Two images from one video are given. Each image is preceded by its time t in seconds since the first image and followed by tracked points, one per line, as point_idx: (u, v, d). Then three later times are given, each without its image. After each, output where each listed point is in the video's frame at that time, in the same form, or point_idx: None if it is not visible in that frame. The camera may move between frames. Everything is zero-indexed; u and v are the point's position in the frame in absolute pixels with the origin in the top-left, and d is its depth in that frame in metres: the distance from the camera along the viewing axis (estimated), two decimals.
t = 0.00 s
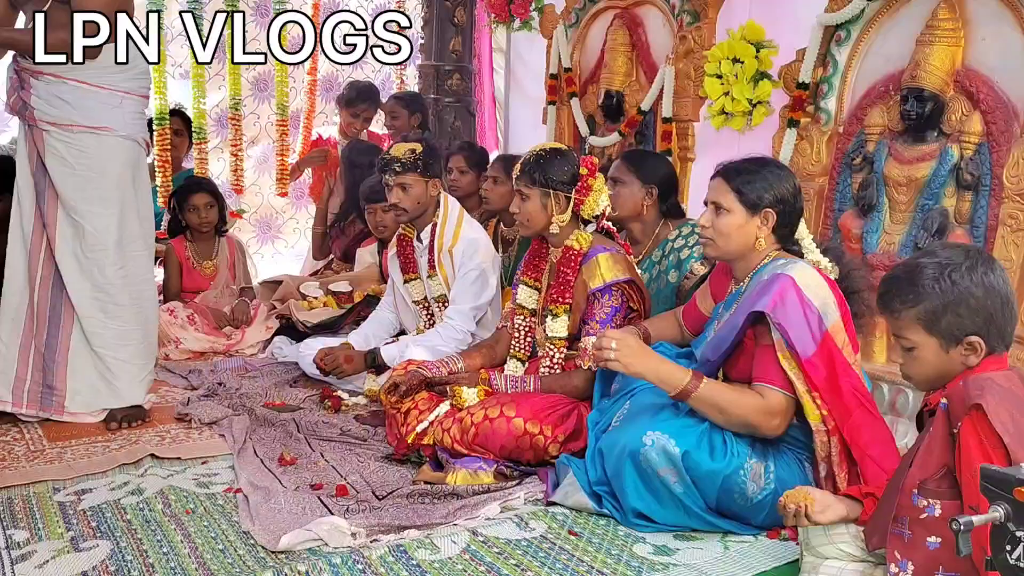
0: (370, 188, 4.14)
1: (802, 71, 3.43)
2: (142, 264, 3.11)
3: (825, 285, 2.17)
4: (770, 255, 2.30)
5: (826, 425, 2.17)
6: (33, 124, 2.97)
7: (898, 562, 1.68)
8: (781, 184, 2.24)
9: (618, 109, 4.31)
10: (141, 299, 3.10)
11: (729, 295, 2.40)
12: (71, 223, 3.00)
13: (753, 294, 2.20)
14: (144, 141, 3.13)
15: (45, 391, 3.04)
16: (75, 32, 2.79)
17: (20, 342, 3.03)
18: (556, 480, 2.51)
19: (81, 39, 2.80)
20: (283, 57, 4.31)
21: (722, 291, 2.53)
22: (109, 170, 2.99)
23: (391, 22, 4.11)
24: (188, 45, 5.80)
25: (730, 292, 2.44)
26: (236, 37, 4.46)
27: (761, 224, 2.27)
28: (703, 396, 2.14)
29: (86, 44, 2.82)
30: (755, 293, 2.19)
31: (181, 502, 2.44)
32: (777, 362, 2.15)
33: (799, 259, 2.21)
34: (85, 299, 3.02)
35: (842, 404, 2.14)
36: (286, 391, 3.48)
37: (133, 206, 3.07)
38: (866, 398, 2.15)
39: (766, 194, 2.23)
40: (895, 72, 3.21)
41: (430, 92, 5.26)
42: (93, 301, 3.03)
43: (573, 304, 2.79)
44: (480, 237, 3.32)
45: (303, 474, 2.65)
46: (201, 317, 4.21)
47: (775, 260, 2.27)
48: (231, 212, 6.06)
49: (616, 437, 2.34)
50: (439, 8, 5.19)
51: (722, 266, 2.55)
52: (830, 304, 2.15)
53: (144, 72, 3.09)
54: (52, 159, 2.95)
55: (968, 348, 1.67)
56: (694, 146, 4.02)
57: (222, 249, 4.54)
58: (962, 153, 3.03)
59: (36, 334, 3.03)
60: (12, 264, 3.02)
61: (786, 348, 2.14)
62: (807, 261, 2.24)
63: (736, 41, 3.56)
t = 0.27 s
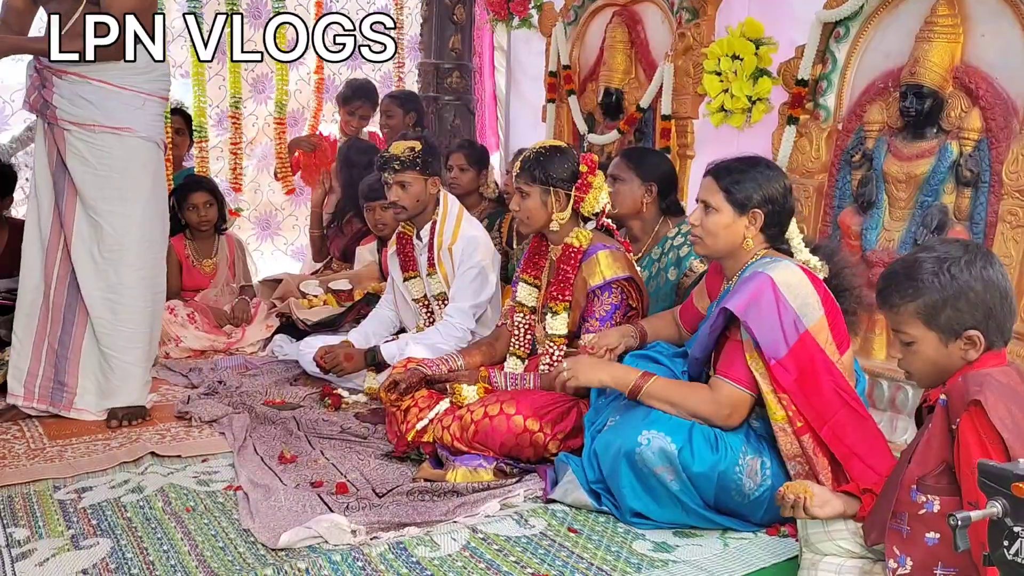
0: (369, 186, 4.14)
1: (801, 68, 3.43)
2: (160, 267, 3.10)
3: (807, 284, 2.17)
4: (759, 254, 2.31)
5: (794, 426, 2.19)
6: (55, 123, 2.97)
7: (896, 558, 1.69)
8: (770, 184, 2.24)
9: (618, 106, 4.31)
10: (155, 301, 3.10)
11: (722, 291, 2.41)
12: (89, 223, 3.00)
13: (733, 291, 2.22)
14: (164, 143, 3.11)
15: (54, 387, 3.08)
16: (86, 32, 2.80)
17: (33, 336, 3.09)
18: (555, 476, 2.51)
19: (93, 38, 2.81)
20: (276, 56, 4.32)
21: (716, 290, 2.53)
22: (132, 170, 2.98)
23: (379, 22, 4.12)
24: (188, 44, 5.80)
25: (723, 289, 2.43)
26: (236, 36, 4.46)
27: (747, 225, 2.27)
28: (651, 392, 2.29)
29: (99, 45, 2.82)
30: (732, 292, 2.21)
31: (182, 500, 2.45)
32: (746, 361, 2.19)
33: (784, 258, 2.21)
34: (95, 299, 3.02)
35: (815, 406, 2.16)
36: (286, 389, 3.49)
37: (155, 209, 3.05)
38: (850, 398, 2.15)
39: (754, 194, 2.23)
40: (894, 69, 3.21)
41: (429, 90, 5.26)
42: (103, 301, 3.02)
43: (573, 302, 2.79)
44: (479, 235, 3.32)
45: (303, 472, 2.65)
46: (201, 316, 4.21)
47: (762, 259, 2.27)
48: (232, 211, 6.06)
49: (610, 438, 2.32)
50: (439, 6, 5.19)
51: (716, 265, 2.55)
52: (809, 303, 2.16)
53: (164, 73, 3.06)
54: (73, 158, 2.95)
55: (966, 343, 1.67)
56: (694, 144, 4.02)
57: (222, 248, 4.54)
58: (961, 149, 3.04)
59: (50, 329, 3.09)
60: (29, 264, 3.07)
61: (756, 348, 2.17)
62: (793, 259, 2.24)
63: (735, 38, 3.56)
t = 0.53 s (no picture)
0: (369, 184, 4.13)
1: (801, 65, 3.41)
2: (167, 266, 3.11)
3: (808, 282, 2.17)
4: (758, 252, 2.30)
5: (796, 424, 2.19)
6: (65, 121, 2.96)
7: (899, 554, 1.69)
8: (765, 182, 2.24)
9: (618, 104, 4.30)
10: (162, 300, 3.10)
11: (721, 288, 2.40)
12: (97, 222, 3.00)
13: (735, 289, 2.22)
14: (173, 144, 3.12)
15: (57, 384, 3.07)
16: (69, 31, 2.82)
17: (35, 336, 3.06)
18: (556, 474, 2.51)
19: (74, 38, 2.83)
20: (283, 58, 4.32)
21: (714, 290, 2.51)
22: (145, 171, 2.99)
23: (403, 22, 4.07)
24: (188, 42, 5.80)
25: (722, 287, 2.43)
26: (236, 36, 4.45)
27: (745, 223, 2.27)
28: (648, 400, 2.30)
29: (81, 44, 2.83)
30: (734, 290, 2.21)
31: (183, 499, 2.45)
32: (749, 359, 2.19)
33: (784, 256, 2.21)
34: (101, 298, 3.01)
35: (817, 403, 2.16)
36: (287, 387, 3.49)
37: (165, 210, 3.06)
38: (852, 396, 2.15)
39: (751, 192, 2.23)
40: (895, 65, 3.21)
41: (430, 87, 5.25)
42: (109, 300, 3.01)
43: (574, 299, 2.79)
44: (479, 233, 3.32)
45: (304, 470, 2.65)
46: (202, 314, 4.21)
47: (762, 257, 2.27)
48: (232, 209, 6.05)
49: (610, 438, 2.32)
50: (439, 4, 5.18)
51: (715, 263, 2.54)
52: (811, 301, 2.15)
53: (169, 74, 3.04)
54: (84, 157, 2.95)
55: (973, 338, 1.67)
56: (695, 141, 4.01)
57: (222, 246, 4.54)
58: (962, 146, 3.03)
59: (52, 329, 3.07)
60: (31, 262, 3.05)
61: (759, 346, 2.17)
62: (793, 258, 2.24)
63: (736, 35, 3.56)
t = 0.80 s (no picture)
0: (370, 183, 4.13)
1: (803, 63, 3.40)
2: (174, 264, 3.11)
3: (814, 283, 2.17)
4: (762, 252, 2.30)
5: (800, 425, 2.20)
6: (69, 123, 2.93)
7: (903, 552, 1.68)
8: (770, 182, 2.23)
9: (619, 102, 4.30)
10: (169, 299, 3.10)
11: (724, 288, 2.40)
12: (105, 223, 2.98)
13: (741, 290, 2.21)
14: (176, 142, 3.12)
15: (69, 387, 3.08)
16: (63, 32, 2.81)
17: (45, 341, 3.07)
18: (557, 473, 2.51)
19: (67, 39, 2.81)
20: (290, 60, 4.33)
21: (718, 288, 2.51)
22: (152, 170, 2.99)
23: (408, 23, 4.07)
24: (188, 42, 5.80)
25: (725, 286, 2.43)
26: (236, 36, 4.45)
27: (748, 223, 2.26)
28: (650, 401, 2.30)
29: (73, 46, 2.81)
30: (740, 290, 2.20)
31: (184, 498, 2.45)
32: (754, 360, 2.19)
33: (790, 257, 2.21)
34: (109, 300, 3.00)
35: (821, 405, 2.16)
36: (288, 386, 3.49)
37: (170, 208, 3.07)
38: (855, 397, 2.16)
39: (754, 192, 2.22)
40: (897, 63, 3.20)
41: (430, 86, 5.25)
42: (117, 301, 3.00)
43: (574, 297, 2.79)
44: (481, 232, 3.32)
45: (305, 469, 2.65)
46: (202, 313, 4.21)
47: (767, 257, 2.26)
48: (233, 208, 6.05)
49: (611, 437, 2.32)
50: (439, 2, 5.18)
51: (718, 262, 2.54)
52: (817, 302, 2.15)
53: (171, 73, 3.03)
54: (91, 158, 2.93)
55: (987, 337, 1.67)
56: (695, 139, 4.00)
57: (224, 245, 4.53)
58: (963, 144, 3.03)
59: (63, 333, 3.08)
60: (42, 264, 3.03)
61: (764, 347, 2.17)
62: (799, 258, 2.24)
63: (737, 33, 3.55)
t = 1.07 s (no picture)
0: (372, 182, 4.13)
1: (805, 62, 3.38)
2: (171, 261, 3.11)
3: (818, 281, 2.17)
4: (766, 249, 2.30)
5: (803, 424, 2.20)
6: (66, 123, 2.92)
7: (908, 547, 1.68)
8: (774, 181, 2.22)
9: (621, 101, 4.29)
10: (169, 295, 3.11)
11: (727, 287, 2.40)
12: (106, 222, 2.98)
13: (744, 288, 2.22)
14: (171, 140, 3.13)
15: (74, 389, 3.05)
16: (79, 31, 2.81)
17: (50, 345, 3.05)
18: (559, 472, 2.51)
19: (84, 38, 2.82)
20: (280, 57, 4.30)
21: (721, 287, 2.51)
22: (150, 168, 2.99)
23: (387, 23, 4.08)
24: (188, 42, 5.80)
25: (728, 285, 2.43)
26: (236, 36, 4.45)
27: (751, 221, 2.26)
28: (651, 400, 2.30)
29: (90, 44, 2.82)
30: (743, 288, 2.21)
31: (186, 498, 2.44)
32: (757, 358, 2.19)
33: (794, 255, 2.21)
34: (109, 299, 2.98)
35: (825, 403, 2.16)
36: (289, 386, 3.49)
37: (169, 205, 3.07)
38: (858, 396, 2.15)
39: (758, 190, 2.22)
40: (899, 61, 3.19)
41: (432, 85, 5.24)
42: (118, 300, 2.99)
43: (574, 293, 2.79)
44: (482, 231, 3.32)
45: (307, 469, 2.65)
46: (204, 313, 4.21)
47: (770, 256, 2.27)
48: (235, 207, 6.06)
49: (613, 437, 2.32)
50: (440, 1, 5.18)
51: (721, 260, 2.53)
52: (820, 300, 2.15)
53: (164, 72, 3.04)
54: (88, 157, 2.92)
55: (999, 331, 1.67)
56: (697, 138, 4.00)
57: (225, 245, 4.54)
58: (965, 142, 3.03)
59: (66, 335, 3.06)
60: (44, 265, 3.02)
61: (767, 345, 2.17)
62: (803, 256, 2.24)
63: (738, 31, 3.54)
